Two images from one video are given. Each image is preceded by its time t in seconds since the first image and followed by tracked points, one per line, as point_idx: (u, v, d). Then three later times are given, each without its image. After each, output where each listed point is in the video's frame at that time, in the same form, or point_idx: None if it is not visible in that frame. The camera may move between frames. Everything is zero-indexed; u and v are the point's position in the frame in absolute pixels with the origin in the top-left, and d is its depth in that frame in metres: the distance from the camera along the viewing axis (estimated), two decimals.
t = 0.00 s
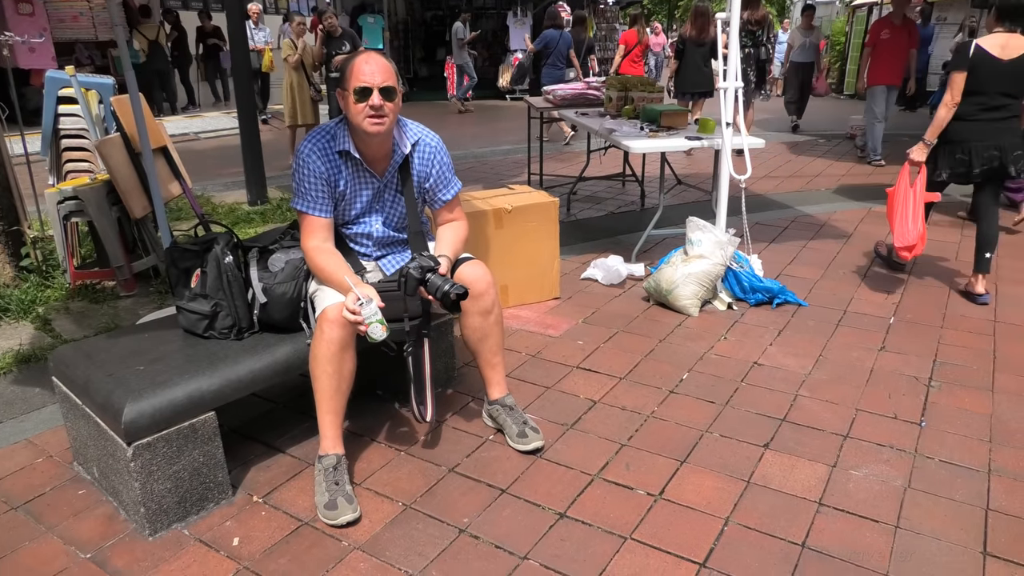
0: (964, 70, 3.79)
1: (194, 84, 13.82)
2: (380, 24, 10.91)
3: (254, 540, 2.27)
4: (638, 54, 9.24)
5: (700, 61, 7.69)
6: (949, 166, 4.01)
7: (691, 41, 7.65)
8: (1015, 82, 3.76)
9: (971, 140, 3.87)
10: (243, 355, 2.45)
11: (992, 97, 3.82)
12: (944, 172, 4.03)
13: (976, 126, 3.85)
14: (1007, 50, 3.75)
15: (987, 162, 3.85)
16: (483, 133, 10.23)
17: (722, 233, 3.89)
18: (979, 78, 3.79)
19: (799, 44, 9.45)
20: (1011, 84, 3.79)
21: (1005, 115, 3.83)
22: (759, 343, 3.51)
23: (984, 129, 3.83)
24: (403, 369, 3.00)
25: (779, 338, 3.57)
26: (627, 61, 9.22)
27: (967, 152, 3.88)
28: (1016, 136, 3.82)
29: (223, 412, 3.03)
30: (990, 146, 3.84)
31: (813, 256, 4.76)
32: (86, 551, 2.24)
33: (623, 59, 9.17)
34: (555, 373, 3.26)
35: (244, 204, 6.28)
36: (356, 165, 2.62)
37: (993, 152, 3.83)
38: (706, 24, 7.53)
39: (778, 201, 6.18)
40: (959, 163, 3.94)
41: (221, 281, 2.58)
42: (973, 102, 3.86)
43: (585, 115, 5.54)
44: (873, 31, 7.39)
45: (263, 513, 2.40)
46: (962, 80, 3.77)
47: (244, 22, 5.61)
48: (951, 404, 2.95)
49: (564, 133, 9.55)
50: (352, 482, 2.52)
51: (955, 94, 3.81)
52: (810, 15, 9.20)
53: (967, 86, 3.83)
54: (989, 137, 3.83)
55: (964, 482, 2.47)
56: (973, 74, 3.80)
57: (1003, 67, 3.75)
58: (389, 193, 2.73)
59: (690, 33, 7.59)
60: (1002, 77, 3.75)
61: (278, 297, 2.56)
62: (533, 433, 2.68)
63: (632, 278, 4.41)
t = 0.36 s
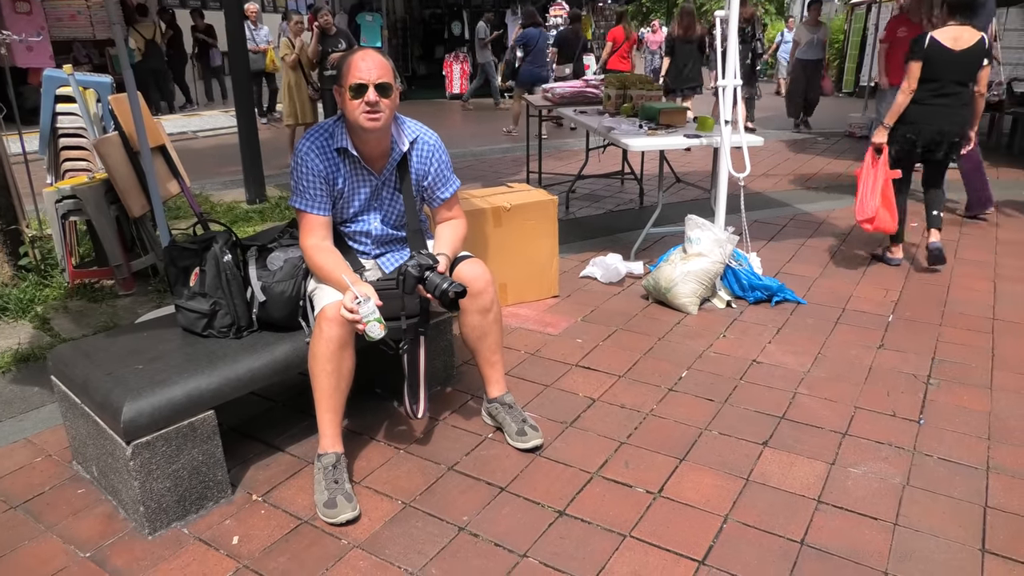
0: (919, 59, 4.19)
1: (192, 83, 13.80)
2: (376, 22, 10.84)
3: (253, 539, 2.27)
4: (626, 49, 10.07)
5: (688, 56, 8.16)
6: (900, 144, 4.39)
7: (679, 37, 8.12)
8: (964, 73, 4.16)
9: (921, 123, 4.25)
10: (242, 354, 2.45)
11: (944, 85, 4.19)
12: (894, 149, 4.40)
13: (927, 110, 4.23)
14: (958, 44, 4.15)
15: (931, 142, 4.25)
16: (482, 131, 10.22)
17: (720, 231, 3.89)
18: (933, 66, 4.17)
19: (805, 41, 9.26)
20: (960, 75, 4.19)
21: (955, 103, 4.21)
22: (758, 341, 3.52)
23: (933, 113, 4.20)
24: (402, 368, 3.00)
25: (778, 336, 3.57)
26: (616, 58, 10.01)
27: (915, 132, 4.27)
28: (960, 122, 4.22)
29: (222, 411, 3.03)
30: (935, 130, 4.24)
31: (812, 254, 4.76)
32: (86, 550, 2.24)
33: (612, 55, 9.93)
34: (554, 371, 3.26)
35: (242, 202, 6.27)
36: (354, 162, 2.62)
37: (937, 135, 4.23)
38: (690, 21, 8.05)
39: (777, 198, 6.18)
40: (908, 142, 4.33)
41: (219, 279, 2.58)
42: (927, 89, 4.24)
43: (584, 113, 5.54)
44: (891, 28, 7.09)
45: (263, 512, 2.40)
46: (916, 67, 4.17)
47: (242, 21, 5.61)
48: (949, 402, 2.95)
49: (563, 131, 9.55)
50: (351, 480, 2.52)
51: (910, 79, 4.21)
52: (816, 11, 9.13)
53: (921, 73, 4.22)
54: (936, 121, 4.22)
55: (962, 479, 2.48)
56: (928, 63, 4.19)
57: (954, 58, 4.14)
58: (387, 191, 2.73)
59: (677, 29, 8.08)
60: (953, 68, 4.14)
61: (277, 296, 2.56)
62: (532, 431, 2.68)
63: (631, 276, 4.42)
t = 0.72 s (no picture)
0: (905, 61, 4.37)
1: (191, 81, 13.78)
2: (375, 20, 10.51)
3: (253, 536, 2.28)
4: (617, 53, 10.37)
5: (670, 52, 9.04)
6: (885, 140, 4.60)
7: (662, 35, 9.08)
8: (947, 74, 4.34)
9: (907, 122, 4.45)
10: (241, 351, 2.45)
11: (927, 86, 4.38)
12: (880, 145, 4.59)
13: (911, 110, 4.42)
14: (941, 48, 4.30)
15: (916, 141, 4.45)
16: (481, 129, 10.21)
17: (719, 229, 3.89)
18: (917, 69, 4.34)
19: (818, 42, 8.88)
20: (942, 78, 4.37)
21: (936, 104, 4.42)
22: (757, 339, 3.52)
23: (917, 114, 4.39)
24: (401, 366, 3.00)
25: (777, 334, 3.58)
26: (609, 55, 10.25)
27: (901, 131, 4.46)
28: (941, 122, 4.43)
29: (221, 409, 3.03)
30: (919, 129, 4.44)
31: (810, 252, 4.76)
32: (85, 547, 2.24)
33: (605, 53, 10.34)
34: (553, 369, 3.26)
35: (241, 200, 6.26)
36: (354, 160, 2.62)
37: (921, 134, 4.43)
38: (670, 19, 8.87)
39: (775, 197, 6.18)
40: (894, 139, 4.52)
41: (218, 277, 2.58)
42: (912, 88, 4.43)
43: (583, 111, 5.54)
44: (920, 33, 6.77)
45: (262, 509, 2.40)
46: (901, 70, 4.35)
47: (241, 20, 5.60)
48: (947, 400, 2.96)
49: (562, 129, 9.55)
50: (350, 478, 2.52)
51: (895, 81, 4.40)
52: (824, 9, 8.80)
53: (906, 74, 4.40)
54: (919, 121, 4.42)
55: (961, 477, 2.48)
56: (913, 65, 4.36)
57: (937, 61, 4.30)
58: (387, 189, 2.73)
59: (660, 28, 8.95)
60: (936, 71, 4.31)
61: (276, 294, 2.56)
62: (531, 429, 2.68)
63: (630, 274, 4.42)
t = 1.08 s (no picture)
0: (892, 50, 4.75)
1: (189, 78, 13.76)
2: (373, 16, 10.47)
3: (252, 533, 2.27)
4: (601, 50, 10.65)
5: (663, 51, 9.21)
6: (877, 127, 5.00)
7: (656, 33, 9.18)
8: (932, 63, 4.75)
9: (899, 108, 4.83)
10: (240, 348, 2.44)
11: (915, 73, 4.77)
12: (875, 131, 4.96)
13: (902, 96, 4.81)
14: (926, 36, 4.73)
15: (906, 125, 4.83)
16: (479, 127, 10.20)
17: (718, 226, 3.89)
18: (906, 57, 4.75)
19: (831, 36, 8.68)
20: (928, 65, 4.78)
21: (924, 89, 4.79)
22: (756, 336, 3.52)
23: (908, 99, 4.78)
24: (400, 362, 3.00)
25: (775, 331, 3.58)
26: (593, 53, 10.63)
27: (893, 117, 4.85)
28: (930, 107, 4.81)
29: (219, 406, 3.03)
30: (910, 114, 4.82)
31: (809, 249, 4.77)
32: (84, 544, 2.24)
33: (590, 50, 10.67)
34: (552, 366, 3.26)
35: (239, 197, 6.25)
36: (354, 155, 2.61)
37: (912, 119, 4.80)
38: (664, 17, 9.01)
39: (774, 194, 6.18)
40: (886, 125, 4.92)
41: (217, 274, 2.57)
42: (900, 77, 4.80)
43: (582, 107, 5.53)
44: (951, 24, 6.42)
45: (261, 506, 2.40)
46: (890, 58, 4.73)
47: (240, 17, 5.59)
48: (946, 396, 2.96)
49: (561, 126, 9.54)
50: (349, 475, 2.52)
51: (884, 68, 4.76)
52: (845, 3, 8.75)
53: (894, 63, 4.79)
54: (911, 106, 4.80)
55: (959, 473, 2.49)
56: (900, 54, 4.76)
57: (923, 50, 4.71)
58: (386, 184, 2.72)
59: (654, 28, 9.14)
60: (923, 58, 4.72)
61: (275, 290, 2.55)
62: (531, 426, 2.68)
63: (629, 271, 4.42)
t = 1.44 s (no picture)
0: (866, 50, 5.03)
1: (186, 75, 13.73)
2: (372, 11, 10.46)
3: (251, 529, 2.27)
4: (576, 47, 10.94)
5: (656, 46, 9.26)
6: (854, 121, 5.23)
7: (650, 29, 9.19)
8: (906, 60, 4.98)
9: (873, 102, 5.06)
10: (239, 345, 2.44)
11: (889, 70, 5.01)
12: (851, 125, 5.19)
13: (876, 93, 5.05)
14: (898, 36, 4.99)
15: (881, 120, 5.05)
16: (477, 124, 10.19)
17: (717, 222, 3.90)
18: (879, 56, 5.00)
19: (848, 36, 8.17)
20: (902, 63, 5.01)
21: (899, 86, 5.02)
22: (755, 332, 3.53)
23: (881, 95, 5.01)
24: (398, 359, 3.00)
25: (774, 327, 3.58)
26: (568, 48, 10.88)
27: (867, 111, 5.08)
28: (905, 103, 5.02)
29: (218, 402, 3.02)
30: (884, 110, 5.04)
31: (808, 246, 4.77)
32: (82, 541, 2.24)
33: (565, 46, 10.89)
34: (551, 363, 3.26)
35: (237, 194, 6.24)
36: (351, 151, 2.60)
37: (886, 114, 5.02)
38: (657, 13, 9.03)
39: (773, 191, 6.18)
40: (862, 119, 5.15)
41: (215, 270, 2.56)
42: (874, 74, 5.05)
43: (580, 104, 5.52)
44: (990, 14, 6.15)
45: (260, 503, 2.40)
46: (863, 57, 5.01)
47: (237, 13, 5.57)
48: (944, 393, 2.97)
49: (559, 123, 9.53)
50: (348, 471, 2.52)
51: (858, 67, 5.04)
52: None
53: (869, 62, 5.06)
54: (884, 102, 5.03)
55: (957, 469, 2.49)
56: (874, 53, 5.03)
57: (896, 48, 4.96)
58: (384, 181, 2.72)
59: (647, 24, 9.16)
60: (896, 56, 4.96)
61: (274, 287, 2.55)
62: (529, 422, 2.68)
63: (627, 268, 4.42)
